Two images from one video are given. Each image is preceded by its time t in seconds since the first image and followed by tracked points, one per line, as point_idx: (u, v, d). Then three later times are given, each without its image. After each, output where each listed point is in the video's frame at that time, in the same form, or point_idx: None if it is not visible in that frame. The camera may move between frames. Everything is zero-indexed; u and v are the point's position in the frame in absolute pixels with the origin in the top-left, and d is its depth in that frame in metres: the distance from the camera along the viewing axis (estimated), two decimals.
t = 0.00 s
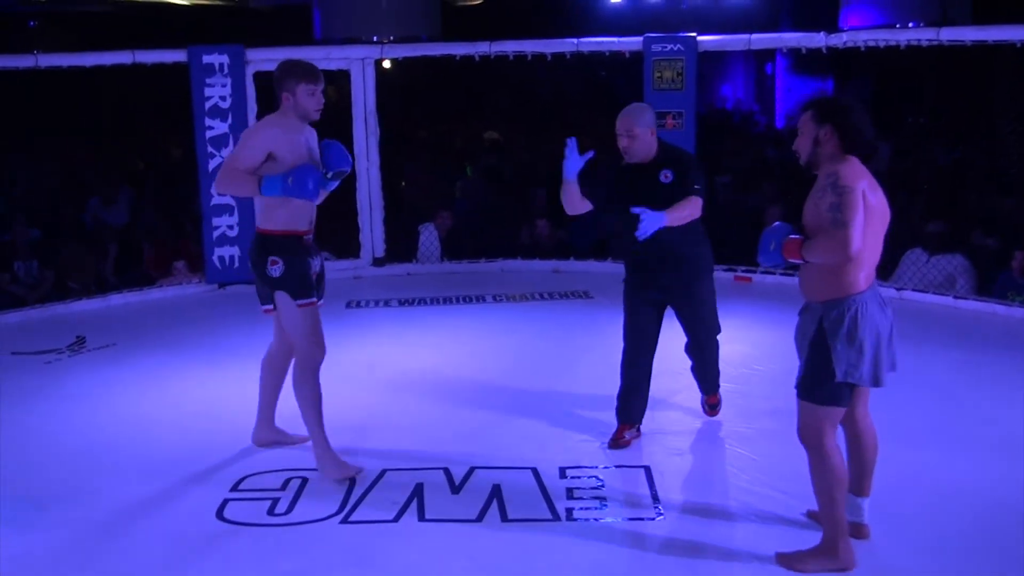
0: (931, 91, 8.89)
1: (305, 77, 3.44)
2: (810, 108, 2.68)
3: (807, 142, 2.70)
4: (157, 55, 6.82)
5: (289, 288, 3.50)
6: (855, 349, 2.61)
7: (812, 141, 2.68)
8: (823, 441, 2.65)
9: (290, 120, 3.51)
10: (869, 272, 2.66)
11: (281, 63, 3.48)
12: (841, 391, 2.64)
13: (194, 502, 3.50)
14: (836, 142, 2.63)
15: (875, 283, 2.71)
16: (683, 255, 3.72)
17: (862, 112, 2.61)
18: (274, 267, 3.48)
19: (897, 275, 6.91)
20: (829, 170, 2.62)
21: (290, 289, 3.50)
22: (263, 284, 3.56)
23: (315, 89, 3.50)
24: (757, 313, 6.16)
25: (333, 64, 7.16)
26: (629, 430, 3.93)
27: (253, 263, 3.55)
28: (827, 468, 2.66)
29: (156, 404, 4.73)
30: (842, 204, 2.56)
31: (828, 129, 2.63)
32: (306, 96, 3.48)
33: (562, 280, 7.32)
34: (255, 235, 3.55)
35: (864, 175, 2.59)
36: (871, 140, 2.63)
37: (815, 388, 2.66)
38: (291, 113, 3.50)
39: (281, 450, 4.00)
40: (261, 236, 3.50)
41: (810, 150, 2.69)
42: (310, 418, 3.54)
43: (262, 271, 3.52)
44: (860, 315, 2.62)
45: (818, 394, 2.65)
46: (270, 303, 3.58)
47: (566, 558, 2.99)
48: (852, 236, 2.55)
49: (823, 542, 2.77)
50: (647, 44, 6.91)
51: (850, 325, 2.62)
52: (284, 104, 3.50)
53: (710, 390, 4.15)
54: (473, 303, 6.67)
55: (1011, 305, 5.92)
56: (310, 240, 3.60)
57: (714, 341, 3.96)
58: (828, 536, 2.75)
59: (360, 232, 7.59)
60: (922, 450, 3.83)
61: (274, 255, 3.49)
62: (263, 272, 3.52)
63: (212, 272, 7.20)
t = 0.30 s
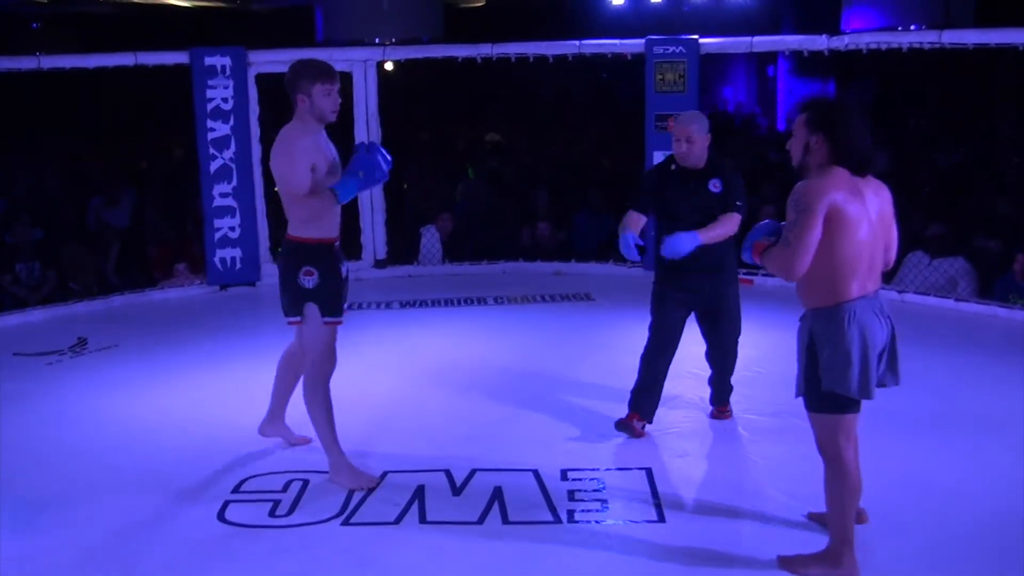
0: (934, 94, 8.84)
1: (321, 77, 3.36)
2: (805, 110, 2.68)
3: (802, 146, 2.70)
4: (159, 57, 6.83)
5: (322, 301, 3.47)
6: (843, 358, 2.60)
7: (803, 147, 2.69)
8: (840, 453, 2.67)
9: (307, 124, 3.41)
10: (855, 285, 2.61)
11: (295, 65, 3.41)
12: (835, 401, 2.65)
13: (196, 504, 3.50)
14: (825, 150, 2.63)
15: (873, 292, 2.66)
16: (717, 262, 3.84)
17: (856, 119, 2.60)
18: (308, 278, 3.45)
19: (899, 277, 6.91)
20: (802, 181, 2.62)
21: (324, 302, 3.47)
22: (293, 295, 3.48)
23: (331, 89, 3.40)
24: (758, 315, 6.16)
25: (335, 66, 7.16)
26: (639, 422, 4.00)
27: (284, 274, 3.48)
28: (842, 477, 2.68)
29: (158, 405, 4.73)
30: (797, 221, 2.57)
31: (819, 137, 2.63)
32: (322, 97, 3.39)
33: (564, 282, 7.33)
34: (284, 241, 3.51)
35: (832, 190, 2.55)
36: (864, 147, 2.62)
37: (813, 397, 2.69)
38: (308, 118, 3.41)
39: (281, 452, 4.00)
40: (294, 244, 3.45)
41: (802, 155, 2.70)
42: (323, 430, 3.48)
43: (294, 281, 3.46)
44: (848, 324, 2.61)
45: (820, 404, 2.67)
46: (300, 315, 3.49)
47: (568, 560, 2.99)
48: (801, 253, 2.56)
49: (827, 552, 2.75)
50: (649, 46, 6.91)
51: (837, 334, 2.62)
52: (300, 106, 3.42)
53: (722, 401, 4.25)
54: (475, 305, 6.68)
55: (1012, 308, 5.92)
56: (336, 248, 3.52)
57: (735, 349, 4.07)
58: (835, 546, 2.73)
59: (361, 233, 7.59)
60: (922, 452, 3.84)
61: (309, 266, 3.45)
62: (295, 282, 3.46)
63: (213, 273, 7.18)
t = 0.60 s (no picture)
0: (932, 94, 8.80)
1: (366, 93, 3.27)
2: (797, 114, 2.67)
3: (794, 150, 2.70)
4: (156, 59, 6.82)
5: (343, 307, 3.38)
6: (825, 357, 2.62)
7: (795, 150, 2.69)
8: (829, 448, 2.67)
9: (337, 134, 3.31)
10: (843, 289, 2.63)
11: (342, 71, 3.31)
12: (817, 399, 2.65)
13: (193, 506, 3.50)
14: (818, 155, 2.63)
15: (859, 293, 2.67)
16: (730, 249, 4.10)
17: (847, 122, 2.61)
18: (329, 284, 3.33)
19: (897, 278, 6.91)
20: (795, 186, 2.61)
21: (347, 308, 3.39)
22: (313, 302, 3.36)
23: (371, 107, 3.33)
24: (757, 317, 6.17)
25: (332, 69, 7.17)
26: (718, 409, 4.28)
27: (304, 280, 3.36)
28: (833, 471, 2.68)
29: (158, 408, 4.73)
30: (790, 228, 2.57)
31: (810, 141, 2.64)
32: (361, 112, 3.30)
33: (563, 283, 7.34)
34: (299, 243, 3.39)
35: (824, 196, 2.54)
36: (856, 149, 2.62)
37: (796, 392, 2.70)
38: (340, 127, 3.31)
39: (279, 454, 4.00)
40: (315, 250, 3.32)
41: (794, 160, 2.70)
42: (328, 435, 3.48)
43: (316, 287, 3.34)
44: (832, 324, 2.61)
45: (805, 402, 2.68)
46: (321, 322, 3.38)
47: (566, 561, 2.99)
48: (791, 260, 2.57)
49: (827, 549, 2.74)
50: (646, 48, 6.92)
51: (820, 333, 2.63)
52: (335, 112, 3.32)
53: (722, 398, 4.26)
54: (474, 307, 6.67)
55: (1010, 308, 5.93)
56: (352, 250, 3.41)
57: (736, 345, 4.18)
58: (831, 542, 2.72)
59: (359, 236, 7.58)
60: (922, 453, 3.83)
61: (332, 273, 3.33)
62: (316, 288, 3.34)
63: (211, 276, 7.18)
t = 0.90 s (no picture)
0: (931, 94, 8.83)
1: (385, 89, 3.27)
2: (788, 114, 2.73)
3: (786, 150, 2.75)
4: (154, 61, 6.82)
5: (385, 302, 3.32)
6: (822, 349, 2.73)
7: (789, 150, 2.74)
8: (779, 431, 2.76)
9: (360, 133, 3.33)
10: (843, 280, 2.74)
11: (359, 72, 3.31)
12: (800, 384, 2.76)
13: (192, 507, 3.50)
14: (813, 154, 2.69)
15: (853, 286, 2.79)
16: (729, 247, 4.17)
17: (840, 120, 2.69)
18: (363, 285, 3.28)
19: (895, 278, 6.91)
20: (800, 181, 2.68)
21: (389, 300, 3.32)
22: (352, 307, 3.32)
23: (392, 103, 3.31)
24: (755, 318, 6.17)
25: (329, 70, 7.17)
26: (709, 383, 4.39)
27: (338, 289, 3.32)
28: (786, 458, 2.76)
29: (156, 409, 4.73)
30: (802, 219, 2.63)
31: (806, 140, 2.70)
32: (381, 110, 3.30)
33: (562, 284, 7.35)
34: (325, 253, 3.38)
35: (832, 191, 2.63)
36: (847, 147, 2.70)
37: (775, 373, 2.79)
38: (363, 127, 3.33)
39: (277, 455, 3.99)
40: (343, 255, 3.31)
41: (787, 159, 2.75)
42: (326, 429, 3.50)
43: (352, 291, 3.29)
44: (837, 321, 2.72)
45: (777, 387, 2.77)
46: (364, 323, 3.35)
47: (564, 562, 2.99)
48: (806, 249, 2.63)
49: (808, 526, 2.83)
50: (644, 49, 6.92)
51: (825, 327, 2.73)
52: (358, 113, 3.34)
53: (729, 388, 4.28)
54: (472, 307, 6.67)
55: (1008, 309, 5.93)
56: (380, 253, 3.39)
57: (735, 347, 4.23)
58: (810, 517, 2.83)
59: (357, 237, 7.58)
60: (919, 454, 3.83)
61: (365, 273, 3.28)
62: (352, 293, 3.30)
63: (209, 277, 7.18)
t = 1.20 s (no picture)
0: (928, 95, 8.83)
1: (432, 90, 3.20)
2: (758, 117, 2.95)
3: (761, 150, 2.96)
4: (152, 61, 6.81)
5: (434, 317, 3.23)
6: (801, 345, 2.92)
7: (761, 151, 2.96)
8: (757, 425, 2.98)
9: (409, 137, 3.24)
10: (821, 273, 2.93)
11: (401, 77, 3.26)
12: (780, 379, 2.95)
13: (190, 507, 3.50)
14: (785, 154, 2.92)
15: (833, 279, 2.99)
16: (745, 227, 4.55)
17: (809, 120, 2.90)
18: (415, 297, 3.20)
19: (893, 279, 6.91)
20: (777, 180, 2.90)
21: (435, 318, 3.23)
22: (397, 320, 3.21)
23: (438, 105, 3.24)
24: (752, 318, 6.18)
25: (327, 70, 7.16)
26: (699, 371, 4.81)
27: (385, 301, 3.23)
28: (750, 451, 3.01)
29: (155, 409, 4.72)
30: (777, 211, 2.85)
31: (777, 140, 2.92)
32: (429, 112, 3.23)
33: (560, 285, 7.35)
34: (370, 263, 3.28)
35: (807, 189, 2.86)
36: (815, 146, 2.92)
37: (754, 369, 2.99)
38: (410, 131, 3.24)
39: (275, 456, 4.00)
40: (392, 264, 3.22)
41: (761, 160, 2.98)
42: (334, 427, 3.56)
43: (401, 302, 3.20)
44: (814, 315, 2.91)
45: (761, 382, 2.97)
46: (413, 336, 3.21)
47: (562, 563, 2.99)
48: (782, 241, 2.84)
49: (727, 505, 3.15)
50: (642, 50, 6.92)
51: (801, 323, 2.92)
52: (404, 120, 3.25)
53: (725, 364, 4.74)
54: (470, 308, 6.66)
55: (1005, 309, 5.94)
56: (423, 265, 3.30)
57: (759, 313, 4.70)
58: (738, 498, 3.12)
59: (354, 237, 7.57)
60: (916, 454, 3.83)
61: (416, 284, 3.21)
62: (402, 305, 3.20)
63: (207, 278, 7.18)
